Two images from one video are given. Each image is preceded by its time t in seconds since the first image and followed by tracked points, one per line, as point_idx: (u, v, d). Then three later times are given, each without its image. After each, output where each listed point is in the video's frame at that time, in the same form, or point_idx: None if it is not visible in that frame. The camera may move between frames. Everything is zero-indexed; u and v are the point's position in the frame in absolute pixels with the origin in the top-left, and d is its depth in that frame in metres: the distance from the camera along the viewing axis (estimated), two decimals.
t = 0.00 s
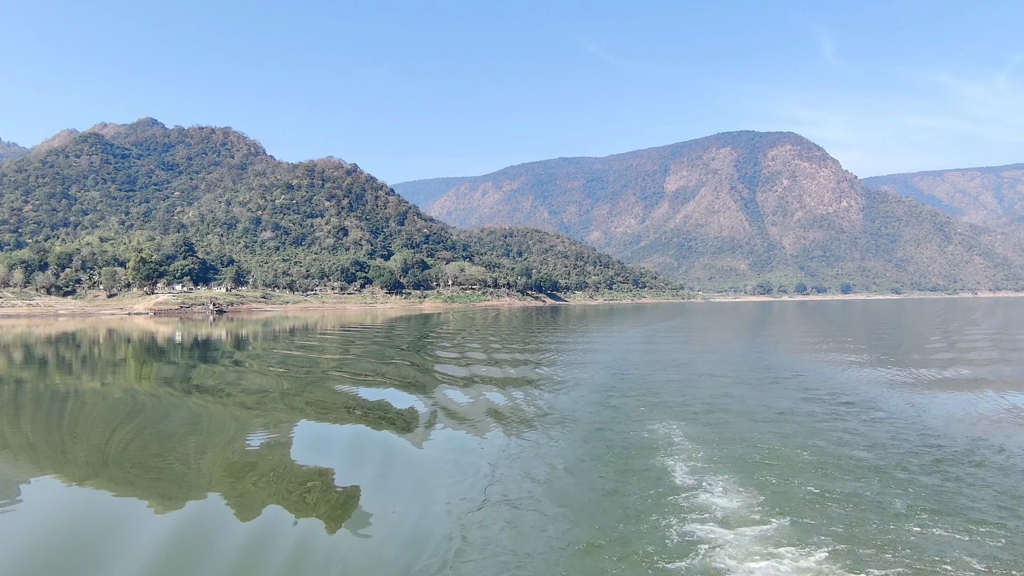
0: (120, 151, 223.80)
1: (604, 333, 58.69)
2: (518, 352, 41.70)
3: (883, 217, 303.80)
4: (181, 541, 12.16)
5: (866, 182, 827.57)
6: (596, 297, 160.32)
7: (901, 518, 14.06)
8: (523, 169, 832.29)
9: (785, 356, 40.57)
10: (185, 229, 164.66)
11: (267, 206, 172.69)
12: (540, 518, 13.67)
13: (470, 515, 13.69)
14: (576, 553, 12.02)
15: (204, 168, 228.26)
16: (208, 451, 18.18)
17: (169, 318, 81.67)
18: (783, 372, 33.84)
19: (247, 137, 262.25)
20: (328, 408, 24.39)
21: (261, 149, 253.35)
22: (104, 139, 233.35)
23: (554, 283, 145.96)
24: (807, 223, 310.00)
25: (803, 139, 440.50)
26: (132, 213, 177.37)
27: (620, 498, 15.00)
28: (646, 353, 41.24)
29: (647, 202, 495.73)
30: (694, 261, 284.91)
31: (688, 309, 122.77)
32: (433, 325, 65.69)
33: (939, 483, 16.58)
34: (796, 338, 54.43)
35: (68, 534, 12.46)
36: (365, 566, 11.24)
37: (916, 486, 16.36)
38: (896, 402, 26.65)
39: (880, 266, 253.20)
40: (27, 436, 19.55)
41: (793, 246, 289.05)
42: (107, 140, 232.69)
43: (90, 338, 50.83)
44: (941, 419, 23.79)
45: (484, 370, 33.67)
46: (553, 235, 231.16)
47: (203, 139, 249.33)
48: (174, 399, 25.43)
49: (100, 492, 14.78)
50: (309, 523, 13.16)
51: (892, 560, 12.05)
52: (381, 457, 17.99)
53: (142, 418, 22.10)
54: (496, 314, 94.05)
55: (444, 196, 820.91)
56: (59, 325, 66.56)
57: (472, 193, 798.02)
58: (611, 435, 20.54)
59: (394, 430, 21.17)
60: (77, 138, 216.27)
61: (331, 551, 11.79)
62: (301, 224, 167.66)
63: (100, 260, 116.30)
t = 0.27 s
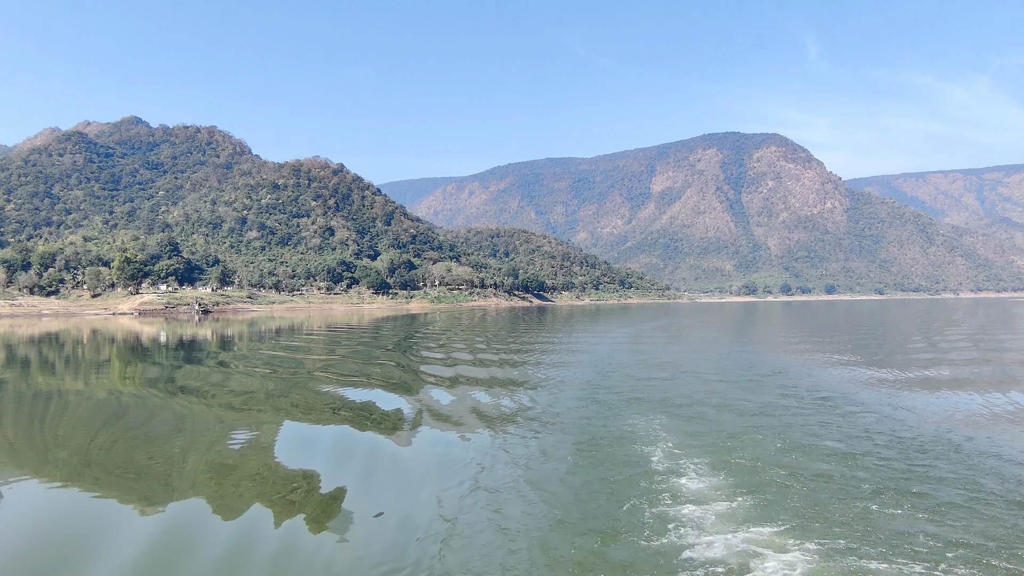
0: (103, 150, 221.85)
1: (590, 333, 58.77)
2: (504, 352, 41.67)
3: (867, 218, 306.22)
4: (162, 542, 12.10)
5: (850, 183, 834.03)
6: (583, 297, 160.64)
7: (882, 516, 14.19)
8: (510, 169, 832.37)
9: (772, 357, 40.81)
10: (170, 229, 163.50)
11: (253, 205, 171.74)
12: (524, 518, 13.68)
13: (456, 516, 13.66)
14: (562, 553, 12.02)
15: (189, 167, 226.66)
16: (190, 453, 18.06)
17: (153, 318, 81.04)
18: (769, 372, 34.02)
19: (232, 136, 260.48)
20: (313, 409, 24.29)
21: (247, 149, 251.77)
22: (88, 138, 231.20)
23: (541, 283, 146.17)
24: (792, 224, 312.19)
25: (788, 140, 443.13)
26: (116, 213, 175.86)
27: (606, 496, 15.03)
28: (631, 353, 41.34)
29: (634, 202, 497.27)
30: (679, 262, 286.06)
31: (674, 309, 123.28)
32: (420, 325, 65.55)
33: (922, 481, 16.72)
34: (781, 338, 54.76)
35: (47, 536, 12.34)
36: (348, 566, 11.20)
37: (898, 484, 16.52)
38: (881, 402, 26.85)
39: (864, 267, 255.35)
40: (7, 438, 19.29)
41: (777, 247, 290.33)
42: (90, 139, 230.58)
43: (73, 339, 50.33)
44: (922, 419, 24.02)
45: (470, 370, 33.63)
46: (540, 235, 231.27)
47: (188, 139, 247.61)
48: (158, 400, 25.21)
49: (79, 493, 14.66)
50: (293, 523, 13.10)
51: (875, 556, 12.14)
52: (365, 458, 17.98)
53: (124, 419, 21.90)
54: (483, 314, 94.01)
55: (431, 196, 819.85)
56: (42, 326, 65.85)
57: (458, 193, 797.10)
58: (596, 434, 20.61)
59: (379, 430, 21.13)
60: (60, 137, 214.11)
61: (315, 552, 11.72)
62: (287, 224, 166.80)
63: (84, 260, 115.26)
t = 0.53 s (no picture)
0: (86, 150, 219.77)
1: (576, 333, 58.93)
2: (489, 353, 41.70)
3: (850, 219, 308.70)
4: (145, 543, 12.07)
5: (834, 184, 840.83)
6: (569, 298, 160.92)
7: (866, 511, 14.31)
8: (496, 170, 831.99)
9: (755, 356, 41.13)
10: (154, 229, 162.23)
11: (238, 205, 170.76)
12: (510, 518, 13.69)
13: (439, 516, 13.69)
14: (544, 552, 12.12)
15: (173, 167, 224.95)
16: (173, 455, 17.96)
17: (138, 319, 80.49)
18: (752, 371, 34.28)
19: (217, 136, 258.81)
20: (297, 410, 24.24)
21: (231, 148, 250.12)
22: (71, 137, 228.99)
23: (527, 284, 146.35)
24: (776, 225, 314.08)
25: (772, 142, 445.97)
26: (99, 213, 174.27)
27: (590, 496, 15.14)
28: (617, 353, 41.48)
29: (619, 203, 498.43)
30: (665, 262, 287.26)
31: (659, 310, 124.03)
32: (406, 326, 65.45)
33: (905, 476, 16.90)
34: (765, 338, 55.16)
35: (28, 539, 12.26)
36: (332, 567, 11.23)
37: (882, 478, 16.68)
38: (863, 400, 27.20)
39: (847, 267, 257.49)
40: None
41: (762, 247, 291.96)
42: (73, 138, 228.38)
43: (55, 339, 49.86)
44: (905, 416, 24.26)
45: (455, 370, 33.64)
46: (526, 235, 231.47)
47: (172, 138, 245.64)
48: (141, 402, 24.97)
49: (60, 495, 14.57)
50: (277, 525, 13.10)
51: (857, 552, 12.24)
52: (350, 459, 17.96)
53: (107, 420, 21.77)
54: (469, 314, 94.04)
55: (417, 197, 817.99)
56: (25, 327, 65.14)
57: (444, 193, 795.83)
58: (581, 434, 20.67)
59: (365, 430, 21.12)
60: (42, 135, 211.88)
61: (299, 553, 11.74)
62: (273, 224, 165.99)
63: (67, 260, 114.18)
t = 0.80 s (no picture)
0: (66, 149, 217.20)
1: (560, 334, 59.03)
2: (473, 354, 41.63)
3: (831, 221, 311.39)
4: (122, 549, 11.93)
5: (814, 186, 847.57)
6: (553, 299, 161.08)
7: (841, 515, 14.51)
8: (480, 171, 831.33)
9: (738, 357, 41.39)
10: (135, 229, 160.60)
11: (220, 206, 169.48)
12: (493, 521, 13.74)
13: (421, 519, 13.64)
14: (527, 556, 12.13)
15: (154, 166, 222.84)
16: (153, 458, 17.76)
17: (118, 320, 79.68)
18: (734, 372, 34.47)
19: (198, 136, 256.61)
20: (279, 412, 24.08)
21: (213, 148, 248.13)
22: (50, 136, 226.23)
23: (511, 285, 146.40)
24: (758, 226, 316.16)
25: (754, 143, 448.93)
26: (79, 213, 172.25)
27: (572, 500, 15.17)
28: (600, 354, 41.57)
29: (603, 205, 499.83)
30: (648, 263, 288.41)
31: (643, 310, 124.59)
32: (390, 327, 65.22)
33: (885, 481, 17.06)
34: (747, 339, 55.50)
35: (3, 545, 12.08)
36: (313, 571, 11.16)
37: (859, 481, 16.92)
38: (844, 401, 27.47)
39: (828, 268, 259.83)
40: None
41: (744, 249, 293.67)
42: (52, 137, 225.63)
43: (34, 341, 49.23)
44: (884, 417, 24.53)
45: (438, 372, 33.55)
46: (510, 236, 231.52)
47: (153, 138, 243.27)
48: (121, 405, 24.71)
49: (36, 500, 14.36)
50: (256, 529, 13.00)
51: (837, 557, 12.33)
52: (331, 461, 17.84)
53: (86, 423, 21.52)
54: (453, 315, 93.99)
55: (400, 198, 815.86)
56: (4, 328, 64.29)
57: (428, 194, 794.35)
58: (566, 437, 20.75)
59: (347, 433, 21.03)
60: (20, 135, 209.16)
61: (279, 557, 11.66)
62: (255, 225, 164.89)
63: (46, 261, 112.83)
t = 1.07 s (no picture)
0: (46, 150, 214.85)
1: (546, 336, 59.13)
2: (457, 356, 41.61)
3: (813, 223, 313.85)
4: (102, 553, 11.83)
5: (796, 188, 854.18)
6: (538, 301, 161.28)
7: (821, 516, 14.58)
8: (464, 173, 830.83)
9: (722, 359, 41.66)
10: (116, 230, 159.11)
11: (203, 207, 168.26)
12: (477, 524, 13.71)
13: (404, 522, 13.66)
14: (507, 557, 12.19)
15: (136, 168, 220.93)
16: (133, 463, 17.62)
17: (101, 323, 78.93)
18: (718, 374, 34.68)
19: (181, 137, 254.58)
20: (262, 415, 23.96)
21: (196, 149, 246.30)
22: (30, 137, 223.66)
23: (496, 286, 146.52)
24: (742, 228, 318.14)
25: (737, 146, 451.78)
26: (60, 214, 170.41)
27: (556, 501, 15.24)
28: (585, 356, 41.65)
29: (588, 207, 501.11)
30: (633, 265, 289.44)
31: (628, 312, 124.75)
32: (374, 329, 65.04)
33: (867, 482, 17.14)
34: (731, 341, 55.83)
35: None
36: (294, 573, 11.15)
37: (839, 482, 17.08)
38: (827, 402, 27.75)
39: (811, 270, 262.01)
40: None
41: (728, 250, 295.37)
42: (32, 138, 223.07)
43: (14, 344, 48.63)
44: (866, 419, 24.70)
45: (423, 374, 33.52)
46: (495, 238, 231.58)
47: (135, 138, 241.08)
48: (103, 408, 24.47)
49: (14, 505, 14.22)
50: (238, 532, 12.96)
51: (817, 556, 12.49)
52: (314, 464, 17.79)
53: (67, 427, 21.33)
54: (438, 317, 93.84)
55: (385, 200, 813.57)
56: None
57: (413, 196, 792.91)
58: (551, 439, 20.75)
59: (331, 435, 20.97)
60: None
61: (260, 561, 11.62)
62: (239, 227, 163.87)
63: (27, 263, 111.52)
